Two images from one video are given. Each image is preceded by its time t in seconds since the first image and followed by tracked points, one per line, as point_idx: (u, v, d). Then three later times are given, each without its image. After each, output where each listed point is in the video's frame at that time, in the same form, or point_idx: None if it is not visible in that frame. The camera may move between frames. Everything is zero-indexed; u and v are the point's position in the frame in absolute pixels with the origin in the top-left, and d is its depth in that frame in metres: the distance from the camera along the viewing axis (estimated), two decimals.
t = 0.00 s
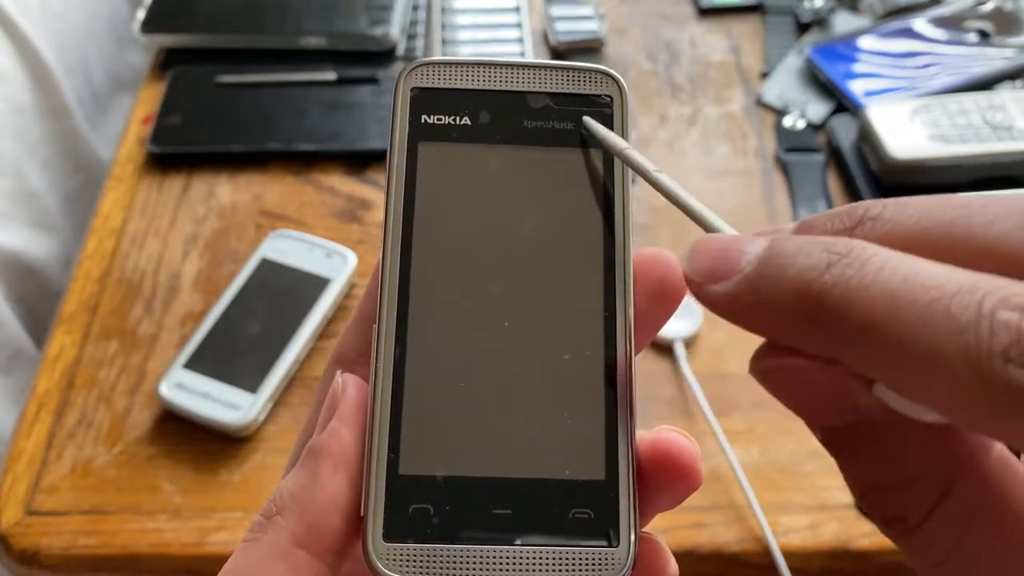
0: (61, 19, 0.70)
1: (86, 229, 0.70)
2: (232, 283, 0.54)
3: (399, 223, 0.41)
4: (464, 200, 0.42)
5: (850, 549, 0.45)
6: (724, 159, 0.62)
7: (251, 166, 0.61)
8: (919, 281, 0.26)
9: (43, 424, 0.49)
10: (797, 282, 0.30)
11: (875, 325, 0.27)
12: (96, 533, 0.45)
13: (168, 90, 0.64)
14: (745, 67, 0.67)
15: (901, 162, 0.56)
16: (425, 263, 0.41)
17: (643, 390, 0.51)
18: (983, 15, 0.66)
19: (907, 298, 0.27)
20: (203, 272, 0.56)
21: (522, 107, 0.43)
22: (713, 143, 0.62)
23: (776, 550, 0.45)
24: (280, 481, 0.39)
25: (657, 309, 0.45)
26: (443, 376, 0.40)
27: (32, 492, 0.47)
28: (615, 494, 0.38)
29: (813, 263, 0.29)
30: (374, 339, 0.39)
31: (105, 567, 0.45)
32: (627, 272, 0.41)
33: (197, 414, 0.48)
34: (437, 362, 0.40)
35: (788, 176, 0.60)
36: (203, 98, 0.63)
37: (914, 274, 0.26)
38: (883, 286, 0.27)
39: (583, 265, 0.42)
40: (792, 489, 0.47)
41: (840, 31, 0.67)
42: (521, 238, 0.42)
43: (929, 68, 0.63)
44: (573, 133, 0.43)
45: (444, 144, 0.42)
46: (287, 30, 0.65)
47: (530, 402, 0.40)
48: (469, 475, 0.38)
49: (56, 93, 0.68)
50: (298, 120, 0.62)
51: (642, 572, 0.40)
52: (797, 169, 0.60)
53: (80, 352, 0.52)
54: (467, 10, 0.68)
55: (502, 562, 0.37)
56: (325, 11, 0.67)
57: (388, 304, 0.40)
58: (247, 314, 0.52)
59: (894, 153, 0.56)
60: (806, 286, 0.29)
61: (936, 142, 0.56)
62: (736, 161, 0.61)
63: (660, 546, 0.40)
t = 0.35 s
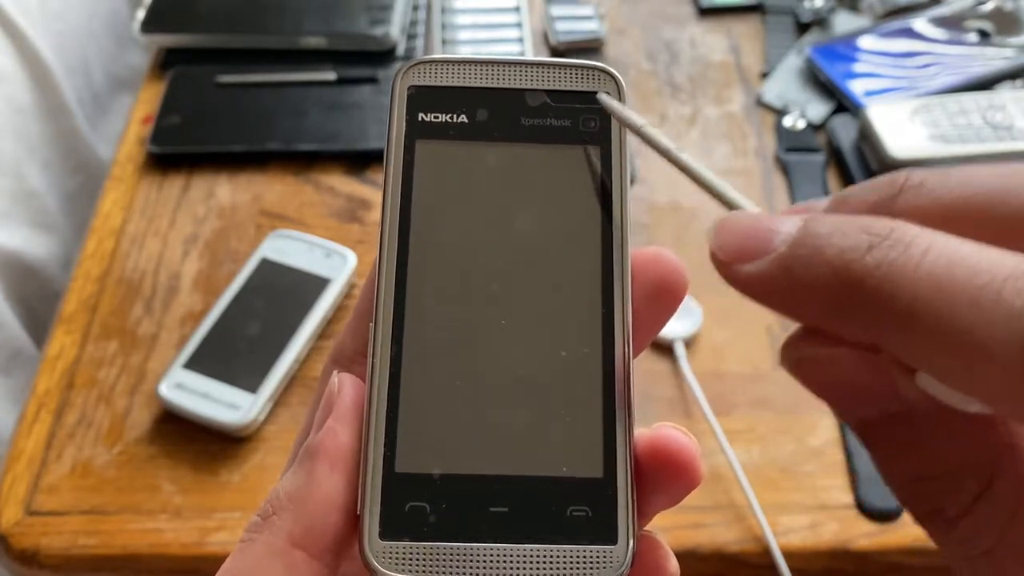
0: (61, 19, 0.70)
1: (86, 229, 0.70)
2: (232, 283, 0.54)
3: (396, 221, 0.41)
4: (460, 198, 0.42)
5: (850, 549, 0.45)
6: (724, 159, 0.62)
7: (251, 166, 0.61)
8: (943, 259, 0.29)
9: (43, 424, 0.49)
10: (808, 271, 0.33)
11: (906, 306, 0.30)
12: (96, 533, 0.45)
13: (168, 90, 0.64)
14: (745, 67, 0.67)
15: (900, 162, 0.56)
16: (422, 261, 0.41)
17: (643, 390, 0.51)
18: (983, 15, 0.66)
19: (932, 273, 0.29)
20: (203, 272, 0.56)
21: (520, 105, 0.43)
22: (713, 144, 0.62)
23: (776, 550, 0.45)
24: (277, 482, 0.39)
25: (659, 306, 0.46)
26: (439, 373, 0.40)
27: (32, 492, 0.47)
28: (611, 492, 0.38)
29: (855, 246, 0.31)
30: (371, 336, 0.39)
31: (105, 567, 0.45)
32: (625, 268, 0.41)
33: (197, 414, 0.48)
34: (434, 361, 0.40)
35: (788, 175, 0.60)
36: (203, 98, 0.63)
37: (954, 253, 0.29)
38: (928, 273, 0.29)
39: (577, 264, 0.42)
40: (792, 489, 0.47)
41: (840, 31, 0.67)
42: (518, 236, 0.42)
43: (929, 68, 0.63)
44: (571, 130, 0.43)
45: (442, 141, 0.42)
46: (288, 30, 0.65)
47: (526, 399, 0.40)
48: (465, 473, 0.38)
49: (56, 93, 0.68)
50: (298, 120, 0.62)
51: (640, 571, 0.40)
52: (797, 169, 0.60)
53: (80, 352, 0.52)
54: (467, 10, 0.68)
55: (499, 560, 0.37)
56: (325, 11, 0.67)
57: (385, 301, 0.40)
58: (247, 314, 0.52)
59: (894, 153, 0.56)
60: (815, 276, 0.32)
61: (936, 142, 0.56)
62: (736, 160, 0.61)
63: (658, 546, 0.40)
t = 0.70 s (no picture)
0: (61, 19, 0.70)
1: (85, 229, 0.70)
2: (232, 283, 0.54)
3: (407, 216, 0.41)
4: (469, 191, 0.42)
5: (849, 548, 0.45)
6: (724, 159, 0.62)
7: (251, 166, 0.61)
8: None
9: (44, 424, 0.49)
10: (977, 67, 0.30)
11: None
12: (96, 533, 0.45)
13: (168, 90, 0.64)
14: (745, 67, 0.67)
15: (899, 163, 0.56)
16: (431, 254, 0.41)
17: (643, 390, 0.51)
18: (983, 15, 0.66)
19: None
20: (204, 272, 0.56)
21: (526, 106, 0.43)
22: (713, 143, 0.63)
23: (776, 550, 0.45)
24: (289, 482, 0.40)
25: (667, 302, 0.45)
26: (445, 364, 0.40)
27: (33, 492, 0.47)
28: (618, 479, 0.38)
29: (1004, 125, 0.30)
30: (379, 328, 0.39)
31: (105, 567, 0.45)
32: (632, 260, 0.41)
33: (197, 413, 0.48)
34: (442, 353, 0.40)
35: (788, 176, 0.60)
36: (204, 98, 0.63)
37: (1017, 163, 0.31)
38: None
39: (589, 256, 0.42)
40: (792, 489, 0.47)
41: (840, 31, 0.67)
42: (527, 229, 0.42)
43: (928, 68, 0.63)
44: (577, 130, 0.43)
45: (451, 140, 0.42)
46: (288, 30, 0.66)
47: (533, 390, 0.40)
48: (473, 462, 0.38)
49: (56, 93, 0.68)
50: (298, 120, 0.62)
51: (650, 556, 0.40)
52: (797, 169, 0.60)
53: (80, 352, 0.52)
54: (467, 10, 0.68)
55: (506, 547, 0.36)
56: (326, 11, 0.67)
57: (394, 293, 0.40)
58: (247, 314, 0.53)
59: (893, 153, 0.56)
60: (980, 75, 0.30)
61: (935, 142, 0.56)
62: (736, 160, 0.62)
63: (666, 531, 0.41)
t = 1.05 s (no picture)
0: (61, 20, 0.70)
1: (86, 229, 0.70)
2: (233, 282, 0.54)
3: (430, 221, 0.41)
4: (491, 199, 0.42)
5: (849, 548, 0.45)
6: (723, 159, 0.62)
7: (251, 166, 0.61)
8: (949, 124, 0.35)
9: (44, 424, 0.49)
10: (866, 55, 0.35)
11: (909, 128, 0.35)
12: (96, 533, 0.45)
13: (169, 90, 0.64)
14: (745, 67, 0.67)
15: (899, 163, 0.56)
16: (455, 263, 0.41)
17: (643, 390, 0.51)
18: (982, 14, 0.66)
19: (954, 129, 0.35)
20: (204, 272, 0.56)
21: (559, 110, 0.43)
22: (712, 143, 0.63)
23: (775, 550, 0.45)
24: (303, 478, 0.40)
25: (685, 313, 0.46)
26: (467, 374, 0.40)
27: (33, 492, 0.47)
28: (635, 497, 0.38)
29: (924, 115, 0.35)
30: (401, 337, 0.39)
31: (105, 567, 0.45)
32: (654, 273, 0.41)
33: (197, 413, 0.48)
34: (464, 363, 0.40)
35: (788, 176, 0.60)
36: (204, 98, 0.63)
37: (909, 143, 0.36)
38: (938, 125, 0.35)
39: (607, 267, 0.42)
40: (791, 489, 0.47)
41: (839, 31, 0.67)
42: (550, 239, 0.42)
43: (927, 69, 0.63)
44: (609, 137, 0.42)
45: (481, 142, 0.42)
46: (288, 30, 0.66)
47: (555, 401, 0.40)
48: (490, 475, 0.38)
49: (57, 94, 0.68)
50: (298, 120, 0.62)
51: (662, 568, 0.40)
52: (796, 169, 0.60)
53: (80, 352, 0.52)
54: (467, 10, 0.68)
55: (520, 563, 0.37)
56: (326, 11, 0.67)
57: (416, 301, 0.40)
58: (247, 314, 0.53)
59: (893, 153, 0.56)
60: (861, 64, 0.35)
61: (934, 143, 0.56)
62: (736, 160, 0.62)
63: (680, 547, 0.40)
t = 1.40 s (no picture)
0: (61, 19, 0.70)
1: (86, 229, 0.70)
2: (233, 282, 0.54)
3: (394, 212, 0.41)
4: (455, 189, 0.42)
5: (850, 548, 0.45)
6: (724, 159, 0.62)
7: (251, 166, 0.61)
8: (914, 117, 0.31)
9: (44, 424, 0.49)
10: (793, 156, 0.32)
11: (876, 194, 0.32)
12: (96, 533, 0.45)
13: (169, 90, 0.64)
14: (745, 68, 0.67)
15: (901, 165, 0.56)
16: (419, 254, 0.41)
17: (643, 390, 0.51)
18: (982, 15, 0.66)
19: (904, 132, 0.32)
20: (204, 272, 0.56)
21: (522, 98, 0.43)
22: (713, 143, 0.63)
23: (776, 550, 0.45)
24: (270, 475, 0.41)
25: (657, 299, 0.46)
26: (432, 363, 0.40)
27: (33, 492, 0.47)
28: (603, 483, 0.38)
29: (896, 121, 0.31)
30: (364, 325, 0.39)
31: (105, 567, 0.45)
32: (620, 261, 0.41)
33: (197, 414, 0.48)
34: (426, 351, 0.40)
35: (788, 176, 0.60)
36: (204, 98, 0.63)
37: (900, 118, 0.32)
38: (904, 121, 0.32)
39: (576, 255, 0.41)
40: (791, 489, 0.47)
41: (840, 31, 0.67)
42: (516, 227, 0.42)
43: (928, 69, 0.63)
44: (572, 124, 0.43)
45: (444, 130, 0.42)
46: (288, 31, 0.66)
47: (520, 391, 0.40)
48: (456, 462, 0.38)
49: (57, 94, 0.68)
50: (298, 120, 0.62)
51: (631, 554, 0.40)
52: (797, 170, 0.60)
53: (80, 352, 0.52)
54: (467, 10, 0.68)
55: (486, 549, 0.37)
56: (326, 11, 0.67)
57: (380, 289, 0.40)
58: (248, 314, 0.53)
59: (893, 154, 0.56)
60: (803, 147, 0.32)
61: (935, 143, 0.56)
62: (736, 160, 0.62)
63: (652, 535, 0.40)
